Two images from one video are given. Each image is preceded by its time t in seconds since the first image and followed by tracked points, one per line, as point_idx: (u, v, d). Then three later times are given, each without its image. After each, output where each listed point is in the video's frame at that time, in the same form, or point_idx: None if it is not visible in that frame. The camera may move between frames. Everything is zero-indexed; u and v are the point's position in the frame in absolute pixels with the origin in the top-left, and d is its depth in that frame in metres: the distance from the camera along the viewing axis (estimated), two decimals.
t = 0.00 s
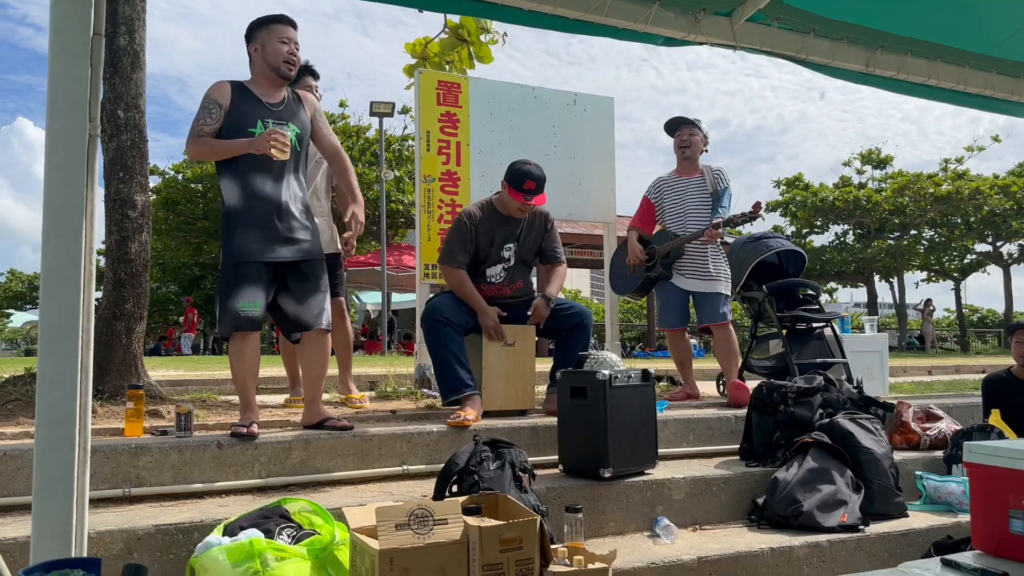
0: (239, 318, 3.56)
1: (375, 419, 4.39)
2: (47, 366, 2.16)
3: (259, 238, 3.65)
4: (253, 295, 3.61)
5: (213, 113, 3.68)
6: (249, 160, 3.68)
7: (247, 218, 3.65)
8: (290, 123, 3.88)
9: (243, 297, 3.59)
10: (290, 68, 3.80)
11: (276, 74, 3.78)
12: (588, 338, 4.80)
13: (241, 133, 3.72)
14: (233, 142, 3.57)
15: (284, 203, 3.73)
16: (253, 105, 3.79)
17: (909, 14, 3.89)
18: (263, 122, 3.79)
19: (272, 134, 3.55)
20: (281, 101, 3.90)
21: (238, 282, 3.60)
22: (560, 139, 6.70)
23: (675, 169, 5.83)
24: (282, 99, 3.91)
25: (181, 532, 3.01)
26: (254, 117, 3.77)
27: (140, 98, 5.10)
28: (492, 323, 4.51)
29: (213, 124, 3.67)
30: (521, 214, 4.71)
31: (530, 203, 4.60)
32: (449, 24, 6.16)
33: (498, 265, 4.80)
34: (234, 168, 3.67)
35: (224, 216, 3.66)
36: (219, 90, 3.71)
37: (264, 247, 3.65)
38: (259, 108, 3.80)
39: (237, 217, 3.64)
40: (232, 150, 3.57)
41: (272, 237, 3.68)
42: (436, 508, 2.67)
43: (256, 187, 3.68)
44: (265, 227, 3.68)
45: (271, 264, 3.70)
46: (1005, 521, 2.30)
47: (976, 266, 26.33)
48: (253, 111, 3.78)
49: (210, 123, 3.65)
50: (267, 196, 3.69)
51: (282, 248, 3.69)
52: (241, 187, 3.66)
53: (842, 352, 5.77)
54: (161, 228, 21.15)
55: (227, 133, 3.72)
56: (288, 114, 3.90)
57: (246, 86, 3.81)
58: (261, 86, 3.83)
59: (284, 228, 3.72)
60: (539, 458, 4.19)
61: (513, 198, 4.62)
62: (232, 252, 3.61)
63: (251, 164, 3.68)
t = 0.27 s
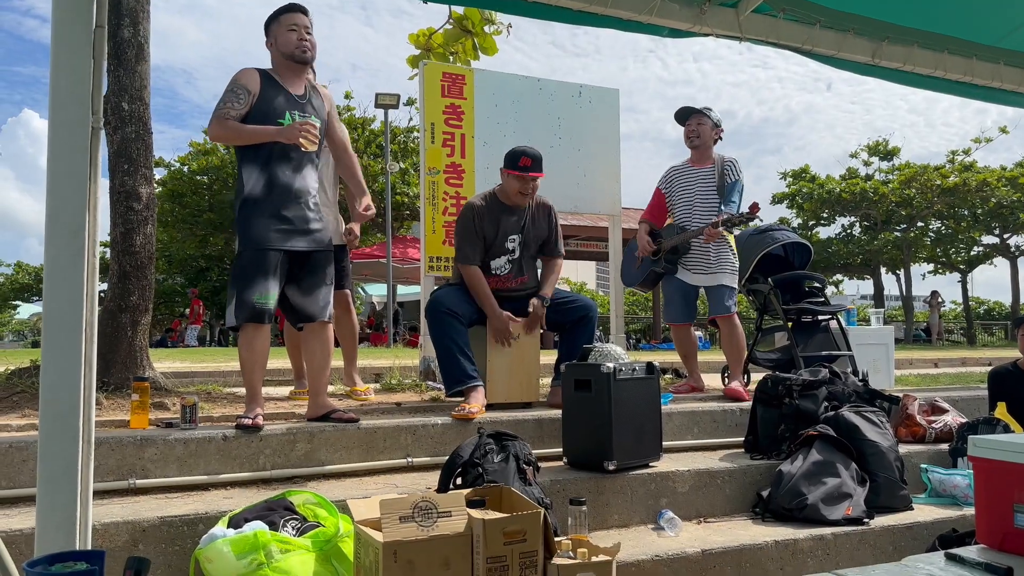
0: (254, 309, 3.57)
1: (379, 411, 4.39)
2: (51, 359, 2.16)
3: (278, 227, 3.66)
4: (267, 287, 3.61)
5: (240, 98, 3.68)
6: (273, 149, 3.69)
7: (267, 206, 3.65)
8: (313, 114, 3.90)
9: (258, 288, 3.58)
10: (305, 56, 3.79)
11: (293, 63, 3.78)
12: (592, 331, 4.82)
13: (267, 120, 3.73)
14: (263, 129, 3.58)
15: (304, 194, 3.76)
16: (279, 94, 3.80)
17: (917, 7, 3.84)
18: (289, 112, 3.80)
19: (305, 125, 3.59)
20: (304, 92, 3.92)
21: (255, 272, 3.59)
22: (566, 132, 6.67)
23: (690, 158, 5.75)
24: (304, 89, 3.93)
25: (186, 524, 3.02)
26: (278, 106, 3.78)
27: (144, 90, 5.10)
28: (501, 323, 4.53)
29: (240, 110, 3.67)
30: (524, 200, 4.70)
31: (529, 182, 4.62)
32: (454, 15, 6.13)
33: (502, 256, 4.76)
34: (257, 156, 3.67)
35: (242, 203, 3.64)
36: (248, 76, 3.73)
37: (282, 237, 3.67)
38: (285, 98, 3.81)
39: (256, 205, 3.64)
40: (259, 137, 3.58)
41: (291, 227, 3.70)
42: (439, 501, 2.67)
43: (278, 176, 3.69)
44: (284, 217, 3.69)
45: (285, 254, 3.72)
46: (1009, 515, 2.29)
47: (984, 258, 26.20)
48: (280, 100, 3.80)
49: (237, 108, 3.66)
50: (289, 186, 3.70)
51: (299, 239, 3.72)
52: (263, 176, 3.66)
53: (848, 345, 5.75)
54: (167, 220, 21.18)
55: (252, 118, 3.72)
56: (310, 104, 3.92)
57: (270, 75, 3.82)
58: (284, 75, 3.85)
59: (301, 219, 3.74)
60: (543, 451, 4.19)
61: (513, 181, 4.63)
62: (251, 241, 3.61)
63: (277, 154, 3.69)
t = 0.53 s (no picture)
0: (251, 308, 3.56)
1: (380, 410, 4.40)
2: (51, 357, 2.16)
3: (276, 226, 3.67)
4: (265, 286, 3.62)
5: (238, 98, 3.69)
6: (272, 146, 3.72)
7: (266, 206, 3.66)
8: (315, 114, 3.90)
9: (255, 287, 3.58)
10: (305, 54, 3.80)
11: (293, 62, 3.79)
12: (593, 329, 4.82)
13: (265, 119, 3.74)
14: (261, 127, 3.57)
15: (303, 194, 3.75)
16: (277, 92, 3.80)
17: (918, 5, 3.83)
18: (287, 111, 3.79)
19: (299, 121, 3.51)
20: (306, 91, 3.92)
21: (253, 271, 3.60)
22: (567, 130, 6.67)
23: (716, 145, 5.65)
24: (306, 88, 3.93)
25: (187, 523, 3.03)
26: (279, 105, 3.78)
27: (145, 89, 5.10)
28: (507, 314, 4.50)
29: (238, 111, 3.68)
30: (517, 178, 4.80)
31: (519, 158, 4.76)
32: (455, 14, 6.12)
33: (501, 245, 4.76)
34: (256, 155, 3.70)
35: (242, 203, 3.66)
36: (244, 75, 3.74)
37: (280, 236, 3.67)
38: (284, 96, 3.81)
39: (255, 204, 3.65)
40: (259, 135, 3.57)
41: (289, 227, 3.70)
42: (441, 499, 2.67)
43: (276, 175, 3.70)
44: (283, 217, 3.69)
45: (285, 254, 3.72)
46: (1009, 513, 2.28)
47: (985, 256, 26.19)
48: (278, 99, 3.80)
49: (234, 109, 3.67)
50: (286, 185, 3.71)
51: (298, 238, 3.72)
52: (260, 175, 3.68)
53: (850, 343, 5.75)
54: (169, 218, 21.20)
55: (251, 119, 3.74)
56: (314, 104, 3.92)
57: (270, 75, 3.83)
58: (285, 75, 3.87)
59: (300, 219, 3.74)
60: (544, 449, 4.20)
61: (510, 159, 4.77)
62: (249, 240, 3.61)
63: (274, 151, 3.72)
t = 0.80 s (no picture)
0: (249, 310, 3.56)
1: (379, 412, 4.39)
2: (49, 360, 2.15)
3: (275, 227, 3.67)
4: (261, 289, 3.60)
5: (235, 102, 3.70)
6: (270, 146, 3.73)
7: (265, 206, 3.67)
8: (313, 112, 3.89)
9: (252, 288, 3.58)
10: (304, 56, 3.79)
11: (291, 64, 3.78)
12: (591, 331, 4.81)
13: (263, 120, 3.73)
14: (256, 127, 3.57)
15: (303, 194, 3.74)
16: (275, 95, 3.80)
17: (917, 8, 3.84)
18: (285, 111, 3.79)
19: (292, 118, 3.51)
20: (305, 92, 3.91)
21: (251, 272, 3.62)
22: (566, 132, 6.67)
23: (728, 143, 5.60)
24: (305, 89, 3.92)
25: (186, 526, 3.02)
26: (277, 107, 3.78)
27: (144, 91, 5.10)
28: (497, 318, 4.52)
29: (236, 114, 3.69)
30: (513, 175, 4.79)
31: (512, 154, 4.75)
32: (455, 15, 6.10)
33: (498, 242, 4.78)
34: (256, 155, 3.73)
35: (243, 203, 3.70)
36: (241, 79, 3.74)
37: (279, 236, 3.67)
38: (282, 99, 3.81)
39: (255, 204, 3.67)
40: (255, 137, 3.57)
41: (289, 227, 3.70)
42: (439, 502, 2.67)
43: (275, 174, 3.71)
44: (282, 217, 3.69)
45: (285, 255, 3.72)
46: (1009, 516, 2.28)
47: (984, 258, 26.22)
48: (277, 100, 3.80)
49: (233, 112, 3.67)
50: (286, 184, 3.71)
51: (298, 239, 3.71)
52: (260, 174, 3.70)
53: (848, 345, 5.75)
54: (167, 220, 21.19)
55: (250, 121, 3.74)
56: (313, 104, 3.92)
57: (268, 77, 3.83)
58: (283, 78, 3.87)
59: (300, 219, 3.73)
60: (543, 451, 4.20)
61: (501, 159, 4.77)
62: (248, 240, 3.63)
63: (272, 151, 3.73)
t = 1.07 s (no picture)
0: (260, 314, 3.55)
1: (377, 416, 4.39)
2: (46, 363, 2.15)
3: (283, 234, 3.67)
4: (273, 290, 3.60)
5: (240, 113, 3.72)
6: (275, 158, 3.72)
7: (272, 215, 3.67)
8: (318, 122, 3.88)
9: (263, 291, 3.57)
10: (310, 67, 3.80)
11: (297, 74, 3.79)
12: (588, 335, 4.80)
13: (268, 131, 3.74)
14: (259, 139, 3.59)
15: (309, 202, 3.75)
16: (280, 106, 3.80)
17: (914, 12, 3.85)
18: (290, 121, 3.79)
19: (292, 127, 3.51)
20: (311, 102, 3.91)
21: (262, 278, 3.60)
22: (563, 135, 6.69)
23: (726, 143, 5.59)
24: (311, 99, 3.92)
25: (183, 530, 3.02)
26: (283, 117, 3.78)
27: (142, 95, 5.10)
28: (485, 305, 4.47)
29: (241, 125, 3.70)
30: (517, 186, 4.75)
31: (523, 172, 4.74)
32: (452, 19, 6.11)
33: (498, 250, 4.79)
34: (260, 166, 3.72)
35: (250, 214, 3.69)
36: (247, 91, 3.76)
37: (288, 244, 3.67)
38: (288, 109, 3.81)
39: (262, 214, 3.67)
40: (258, 147, 3.60)
41: (297, 234, 3.70)
42: (437, 505, 2.66)
43: (281, 184, 3.71)
44: (290, 225, 3.69)
45: (294, 262, 3.73)
46: (1005, 518, 2.28)
47: (980, 261, 26.28)
48: (282, 110, 3.80)
49: (237, 124, 3.70)
50: (292, 193, 3.71)
51: (306, 245, 3.72)
52: (266, 185, 3.69)
53: (845, 348, 5.76)
54: (165, 223, 21.16)
55: (255, 132, 3.75)
56: (319, 115, 3.91)
57: (274, 88, 3.84)
58: (290, 88, 3.86)
59: (307, 226, 3.74)
60: (541, 454, 4.19)
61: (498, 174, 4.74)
62: (257, 248, 3.63)
63: (276, 163, 3.72)
